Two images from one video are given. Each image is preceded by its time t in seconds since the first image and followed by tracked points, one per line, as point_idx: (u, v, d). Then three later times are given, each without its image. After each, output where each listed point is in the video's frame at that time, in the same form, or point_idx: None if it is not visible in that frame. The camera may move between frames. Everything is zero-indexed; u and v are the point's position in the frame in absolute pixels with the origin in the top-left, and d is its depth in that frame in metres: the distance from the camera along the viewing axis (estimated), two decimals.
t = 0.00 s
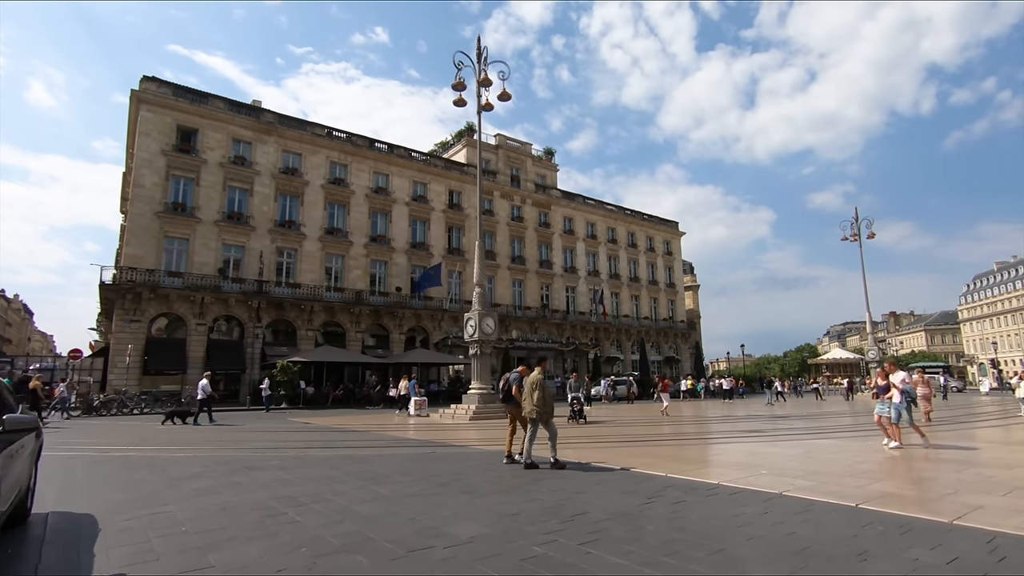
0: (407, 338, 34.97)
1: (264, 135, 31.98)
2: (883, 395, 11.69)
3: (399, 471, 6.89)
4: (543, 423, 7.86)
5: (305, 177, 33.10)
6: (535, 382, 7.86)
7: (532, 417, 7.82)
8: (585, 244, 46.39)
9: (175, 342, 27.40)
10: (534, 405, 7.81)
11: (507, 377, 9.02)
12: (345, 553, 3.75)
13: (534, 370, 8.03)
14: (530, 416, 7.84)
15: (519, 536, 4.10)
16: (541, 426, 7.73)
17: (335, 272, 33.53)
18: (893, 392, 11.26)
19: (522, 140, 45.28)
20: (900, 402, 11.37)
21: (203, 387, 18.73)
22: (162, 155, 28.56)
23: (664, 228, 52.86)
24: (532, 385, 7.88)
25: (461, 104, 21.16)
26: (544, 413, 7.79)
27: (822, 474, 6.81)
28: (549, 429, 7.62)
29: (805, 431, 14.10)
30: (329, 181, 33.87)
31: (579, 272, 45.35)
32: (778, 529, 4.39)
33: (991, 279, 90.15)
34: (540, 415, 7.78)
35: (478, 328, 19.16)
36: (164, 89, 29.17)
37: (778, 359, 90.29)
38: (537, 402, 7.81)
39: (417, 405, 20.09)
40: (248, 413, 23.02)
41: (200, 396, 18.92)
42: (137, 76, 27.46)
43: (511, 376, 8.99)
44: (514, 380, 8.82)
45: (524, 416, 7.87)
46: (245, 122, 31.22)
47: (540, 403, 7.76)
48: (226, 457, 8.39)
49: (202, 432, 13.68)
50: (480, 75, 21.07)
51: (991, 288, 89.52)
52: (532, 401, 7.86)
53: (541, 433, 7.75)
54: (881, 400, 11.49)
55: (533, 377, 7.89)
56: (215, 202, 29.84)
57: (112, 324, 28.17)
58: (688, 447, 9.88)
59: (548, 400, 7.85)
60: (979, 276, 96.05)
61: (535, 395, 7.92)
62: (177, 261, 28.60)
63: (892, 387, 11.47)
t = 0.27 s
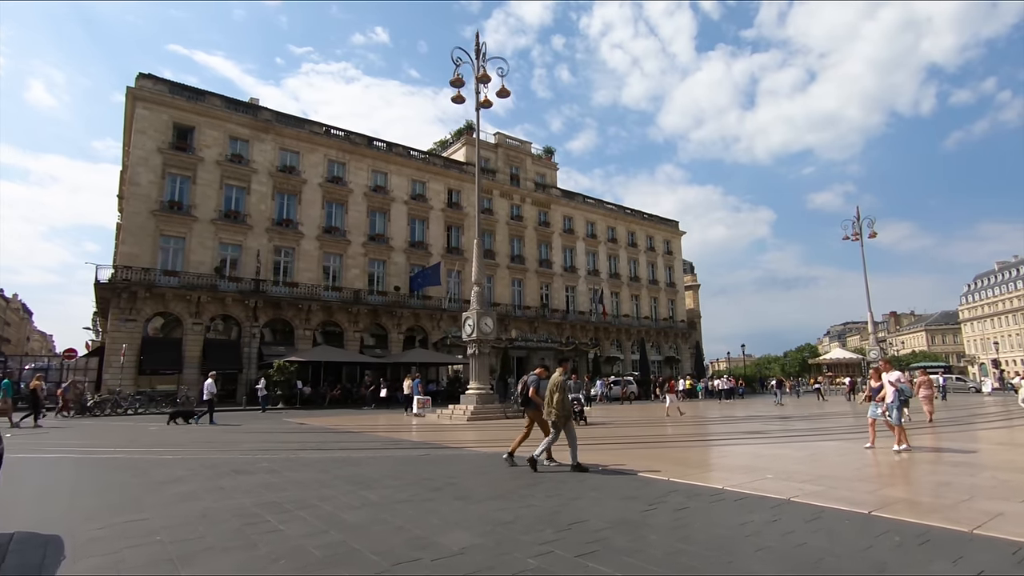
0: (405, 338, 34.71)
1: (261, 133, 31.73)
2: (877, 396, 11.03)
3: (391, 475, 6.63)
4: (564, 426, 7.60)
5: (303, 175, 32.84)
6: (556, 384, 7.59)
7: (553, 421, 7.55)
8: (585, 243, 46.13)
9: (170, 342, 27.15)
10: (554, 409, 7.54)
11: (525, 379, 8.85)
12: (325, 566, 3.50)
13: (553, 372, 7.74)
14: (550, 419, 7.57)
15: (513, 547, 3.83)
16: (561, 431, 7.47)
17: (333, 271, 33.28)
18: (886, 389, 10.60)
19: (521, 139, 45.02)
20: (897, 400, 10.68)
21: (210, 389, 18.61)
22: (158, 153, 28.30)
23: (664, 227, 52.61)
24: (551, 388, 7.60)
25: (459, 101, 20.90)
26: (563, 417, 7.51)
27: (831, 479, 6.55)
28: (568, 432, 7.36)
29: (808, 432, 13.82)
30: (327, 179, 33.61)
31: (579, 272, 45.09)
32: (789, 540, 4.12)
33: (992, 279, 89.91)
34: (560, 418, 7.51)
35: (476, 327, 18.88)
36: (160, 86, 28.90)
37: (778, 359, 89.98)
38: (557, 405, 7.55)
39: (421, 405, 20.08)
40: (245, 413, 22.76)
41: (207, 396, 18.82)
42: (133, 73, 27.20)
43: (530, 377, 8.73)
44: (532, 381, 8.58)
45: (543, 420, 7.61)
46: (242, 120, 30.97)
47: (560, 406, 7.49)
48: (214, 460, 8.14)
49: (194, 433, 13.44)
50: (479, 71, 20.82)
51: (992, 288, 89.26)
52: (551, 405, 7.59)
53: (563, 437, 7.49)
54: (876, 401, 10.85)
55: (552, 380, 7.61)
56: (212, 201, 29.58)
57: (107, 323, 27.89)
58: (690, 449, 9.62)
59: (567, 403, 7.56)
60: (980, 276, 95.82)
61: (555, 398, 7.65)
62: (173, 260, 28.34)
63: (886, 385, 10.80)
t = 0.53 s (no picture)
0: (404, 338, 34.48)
1: (259, 131, 31.51)
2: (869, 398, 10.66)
3: (382, 480, 6.42)
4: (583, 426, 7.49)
5: (300, 174, 32.61)
6: (581, 383, 7.53)
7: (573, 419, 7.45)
8: (584, 243, 45.90)
9: (166, 342, 26.93)
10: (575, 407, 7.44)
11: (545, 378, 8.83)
12: None
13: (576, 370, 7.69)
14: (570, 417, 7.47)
15: (505, 561, 3.61)
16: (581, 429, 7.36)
17: (331, 271, 33.06)
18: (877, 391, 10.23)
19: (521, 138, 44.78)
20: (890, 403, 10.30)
21: (214, 388, 18.32)
22: (154, 151, 28.08)
23: (664, 227, 52.36)
24: (574, 385, 7.53)
25: (457, 98, 20.68)
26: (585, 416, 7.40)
27: (836, 484, 6.32)
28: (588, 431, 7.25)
29: (812, 435, 13.56)
30: (325, 178, 33.39)
31: (579, 272, 44.87)
32: (796, 551, 3.90)
33: (993, 279, 89.60)
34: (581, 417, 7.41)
35: (474, 327, 18.64)
36: (156, 84, 28.67)
37: (779, 359, 89.71)
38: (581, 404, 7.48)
39: (426, 406, 20.17)
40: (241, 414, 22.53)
41: (211, 396, 18.57)
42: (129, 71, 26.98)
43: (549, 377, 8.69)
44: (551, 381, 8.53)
45: (563, 418, 7.51)
46: (239, 118, 30.76)
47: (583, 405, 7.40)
48: (201, 463, 7.92)
49: (187, 435, 13.24)
50: (477, 68, 20.60)
51: (993, 288, 89.03)
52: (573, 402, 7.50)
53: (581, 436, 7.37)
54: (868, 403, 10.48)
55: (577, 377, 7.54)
56: (208, 199, 29.36)
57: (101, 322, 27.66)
58: (690, 452, 9.41)
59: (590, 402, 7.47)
60: (981, 276, 95.62)
61: (578, 397, 7.57)
62: (170, 259, 28.13)
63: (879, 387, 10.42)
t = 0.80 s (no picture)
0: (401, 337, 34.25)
1: (255, 129, 31.28)
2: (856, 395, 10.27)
3: (368, 482, 6.19)
4: (604, 428, 7.17)
5: (298, 172, 32.40)
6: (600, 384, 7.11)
7: (595, 421, 7.10)
8: (583, 242, 45.68)
9: (162, 341, 26.70)
10: (596, 409, 7.10)
11: (554, 377, 8.54)
12: None
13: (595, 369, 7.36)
14: (591, 419, 7.12)
15: (488, 570, 3.39)
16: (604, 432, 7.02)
17: (328, 270, 32.83)
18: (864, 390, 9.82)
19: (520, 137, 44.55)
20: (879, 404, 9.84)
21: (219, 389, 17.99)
22: (149, 149, 27.84)
23: (664, 226, 52.15)
24: (595, 385, 7.18)
25: (455, 95, 20.44)
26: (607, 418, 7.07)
27: (839, 487, 6.10)
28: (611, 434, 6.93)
29: (813, 435, 13.32)
30: (322, 177, 33.16)
31: (578, 271, 44.66)
32: (799, 559, 3.67)
33: (994, 279, 89.39)
34: (603, 419, 7.07)
35: (471, 326, 18.41)
36: (152, 81, 28.43)
37: (780, 359, 89.50)
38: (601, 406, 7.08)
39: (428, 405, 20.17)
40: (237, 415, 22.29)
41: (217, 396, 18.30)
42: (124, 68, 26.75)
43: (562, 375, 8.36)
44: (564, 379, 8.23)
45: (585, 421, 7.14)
46: (236, 116, 30.52)
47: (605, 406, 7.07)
48: (186, 465, 7.69)
49: (178, 436, 13.02)
50: (475, 64, 20.37)
51: (994, 288, 88.85)
52: (594, 404, 7.15)
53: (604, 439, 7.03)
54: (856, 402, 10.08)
55: (597, 377, 7.20)
56: (204, 198, 29.13)
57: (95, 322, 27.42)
58: (689, 453, 9.17)
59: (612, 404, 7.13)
60: (981, 275, 95.48)
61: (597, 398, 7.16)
62: (165, 258, 27.89)
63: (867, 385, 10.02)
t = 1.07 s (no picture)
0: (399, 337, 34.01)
1: (252, 128, 31.04)
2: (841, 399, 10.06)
3: (354, 489, 5.98)
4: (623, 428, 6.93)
5: (295, 171, 32.17)
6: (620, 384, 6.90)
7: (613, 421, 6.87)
8: (583, 242, 45.45)
9: (157, 342, 26.46)
10: (616, 408, 6.87)
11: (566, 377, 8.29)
12: None
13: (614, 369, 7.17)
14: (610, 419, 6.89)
15: None
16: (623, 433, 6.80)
17: (325, 270, 32.59)
18: (853, 393, 9.58)
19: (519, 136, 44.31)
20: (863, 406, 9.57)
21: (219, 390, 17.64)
22: (144, 148, 27.60)
23: (664, 226, 51.93)
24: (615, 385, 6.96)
25: (452, 92, 20.19)
26: (627, 418, 6.84)
27: (842, 493, 5.89)
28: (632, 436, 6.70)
29: (813, 438, 13.09)
30: (319, 176, 32.92)
31: (577, 271, 44.43)
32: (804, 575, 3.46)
33: (994, 279, 89.20)
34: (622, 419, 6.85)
35: (467, 326, 18.19)
36: (147, 79, 28.18)
37: (780, 359, 89.26)
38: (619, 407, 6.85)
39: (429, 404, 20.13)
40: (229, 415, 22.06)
41: (219, 396, 18.04)
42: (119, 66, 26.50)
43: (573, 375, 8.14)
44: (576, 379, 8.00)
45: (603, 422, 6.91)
46: (232, 114, 30.27)
47: (624, 406, 6.84)
48: (169, 470, 7.47)
49: (167, 439, 12.78)
50: (472, 61, 20.15)
51: (994, 288, 88.71)
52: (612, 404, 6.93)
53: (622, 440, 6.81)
54: (841, 405, 9.86)
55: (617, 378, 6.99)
56: (200, 197, 28.89)
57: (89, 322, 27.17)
58: (688, 457, 8.92)
59: (631, 404, 6.90)
60: (982, 276, 95.31)
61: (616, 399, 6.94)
62: (160, 258, 27.64)
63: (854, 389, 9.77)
